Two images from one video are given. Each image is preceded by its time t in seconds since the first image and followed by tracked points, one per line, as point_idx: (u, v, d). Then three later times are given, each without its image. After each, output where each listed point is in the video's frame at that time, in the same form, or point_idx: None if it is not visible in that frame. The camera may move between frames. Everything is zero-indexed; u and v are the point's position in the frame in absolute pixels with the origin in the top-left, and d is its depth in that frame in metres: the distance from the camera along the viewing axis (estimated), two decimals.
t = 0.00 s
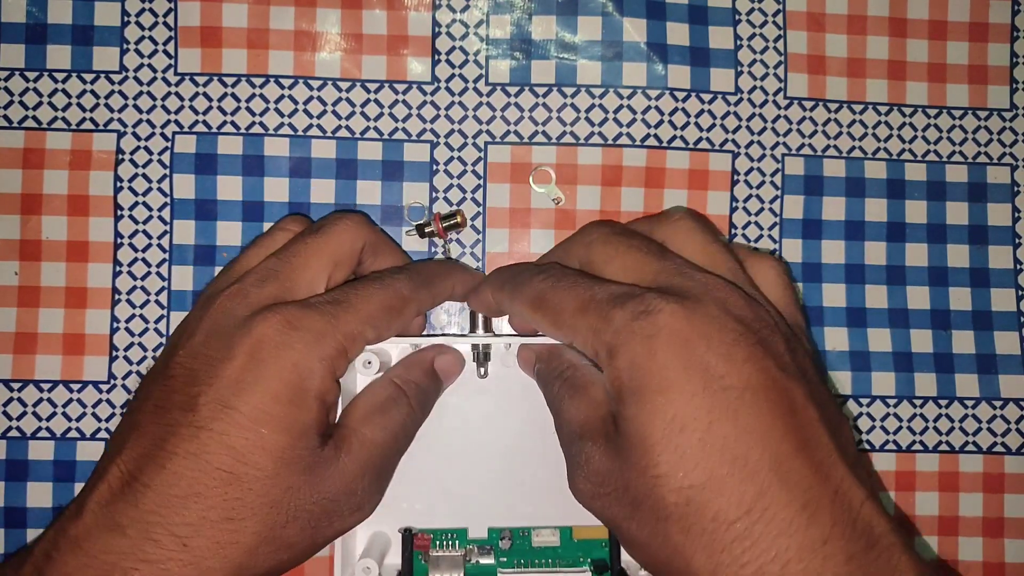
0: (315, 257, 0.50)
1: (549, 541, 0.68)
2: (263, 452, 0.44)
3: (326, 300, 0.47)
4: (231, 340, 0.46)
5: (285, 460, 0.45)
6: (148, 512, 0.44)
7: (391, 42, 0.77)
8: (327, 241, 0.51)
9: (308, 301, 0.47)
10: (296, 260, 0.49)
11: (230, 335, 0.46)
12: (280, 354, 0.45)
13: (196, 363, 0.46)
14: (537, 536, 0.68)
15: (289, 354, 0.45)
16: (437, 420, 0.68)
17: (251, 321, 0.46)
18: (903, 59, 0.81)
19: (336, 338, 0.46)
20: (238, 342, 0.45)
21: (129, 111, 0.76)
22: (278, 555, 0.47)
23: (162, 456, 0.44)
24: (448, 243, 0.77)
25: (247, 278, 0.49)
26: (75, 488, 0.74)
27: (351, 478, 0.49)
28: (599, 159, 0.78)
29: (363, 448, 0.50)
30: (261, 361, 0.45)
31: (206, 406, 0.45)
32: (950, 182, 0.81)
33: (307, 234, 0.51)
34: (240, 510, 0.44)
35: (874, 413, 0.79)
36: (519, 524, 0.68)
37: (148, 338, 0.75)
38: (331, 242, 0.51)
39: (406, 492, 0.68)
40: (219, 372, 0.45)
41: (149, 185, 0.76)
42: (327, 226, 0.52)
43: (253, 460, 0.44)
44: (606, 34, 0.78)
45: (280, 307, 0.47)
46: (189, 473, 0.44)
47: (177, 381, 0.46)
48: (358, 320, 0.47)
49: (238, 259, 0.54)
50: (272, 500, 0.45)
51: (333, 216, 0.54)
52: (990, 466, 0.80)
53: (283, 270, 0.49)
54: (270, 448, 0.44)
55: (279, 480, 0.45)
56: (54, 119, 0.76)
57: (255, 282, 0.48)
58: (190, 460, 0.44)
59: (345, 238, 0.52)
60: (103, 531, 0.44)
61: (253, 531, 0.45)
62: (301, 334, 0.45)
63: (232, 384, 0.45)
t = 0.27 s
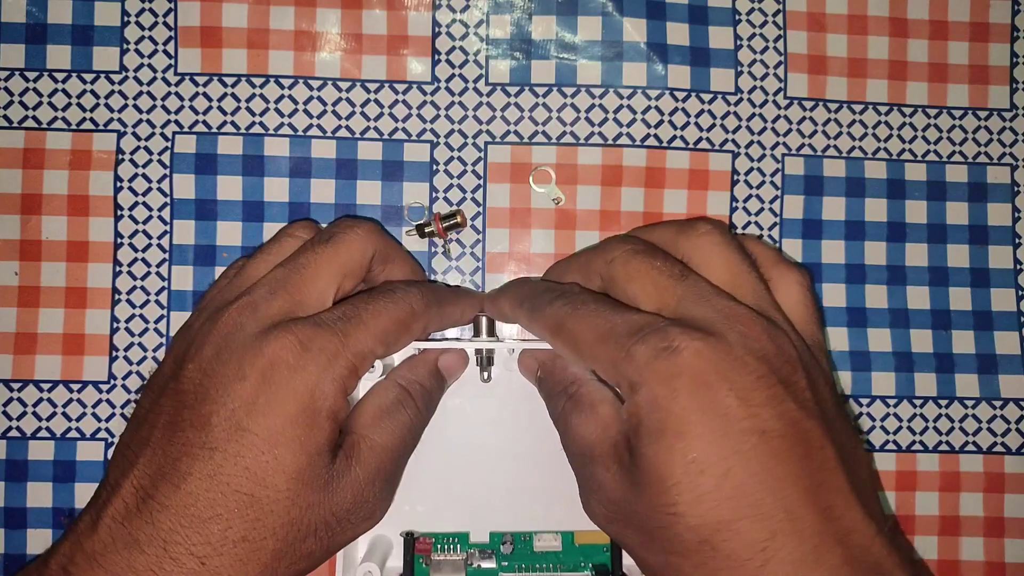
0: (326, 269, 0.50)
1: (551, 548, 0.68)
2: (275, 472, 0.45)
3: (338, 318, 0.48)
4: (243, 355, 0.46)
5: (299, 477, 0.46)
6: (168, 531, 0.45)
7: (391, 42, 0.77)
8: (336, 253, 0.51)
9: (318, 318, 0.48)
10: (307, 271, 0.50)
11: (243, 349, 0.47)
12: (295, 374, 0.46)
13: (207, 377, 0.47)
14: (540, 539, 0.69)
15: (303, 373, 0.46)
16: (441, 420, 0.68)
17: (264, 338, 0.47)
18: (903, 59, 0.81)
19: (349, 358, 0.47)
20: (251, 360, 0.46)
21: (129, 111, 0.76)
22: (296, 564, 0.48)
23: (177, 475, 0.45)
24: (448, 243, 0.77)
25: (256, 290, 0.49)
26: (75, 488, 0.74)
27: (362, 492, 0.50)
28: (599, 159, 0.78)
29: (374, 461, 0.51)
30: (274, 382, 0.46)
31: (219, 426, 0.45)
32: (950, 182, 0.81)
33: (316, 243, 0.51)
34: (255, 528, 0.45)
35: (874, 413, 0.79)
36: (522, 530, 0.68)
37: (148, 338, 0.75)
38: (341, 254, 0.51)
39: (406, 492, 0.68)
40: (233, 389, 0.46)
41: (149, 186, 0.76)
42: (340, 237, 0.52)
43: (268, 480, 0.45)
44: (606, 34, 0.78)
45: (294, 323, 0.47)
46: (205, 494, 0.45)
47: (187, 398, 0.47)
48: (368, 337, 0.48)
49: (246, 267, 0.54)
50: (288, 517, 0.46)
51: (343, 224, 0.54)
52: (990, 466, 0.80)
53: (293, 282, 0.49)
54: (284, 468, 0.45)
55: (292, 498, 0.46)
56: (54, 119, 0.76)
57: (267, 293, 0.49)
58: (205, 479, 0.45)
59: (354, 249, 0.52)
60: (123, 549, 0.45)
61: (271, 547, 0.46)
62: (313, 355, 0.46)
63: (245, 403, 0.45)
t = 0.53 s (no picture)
0: (325, 269, 0.50)
1: (554, 549, 0.68)
2: (276, 472, 0.45)
3: (339, 317, 0.48)
4: (244, 356, 0.47)
5: (299, 478, 0.46)
6: (168, 530, 0.45)
7: (391, 42, 0.77)
8: (336, 253, 0.51)
9: (318, 318, 0.48)
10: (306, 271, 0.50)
11: (242, 350, 0.47)
12: (295, 375, 0.46)
13: (207, 377, 0.47)
14: (539, 539, 0.68)
15: (303, 375, 0.46)
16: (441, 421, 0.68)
17: (264, 339, 0.47)
18: (903, 59, 0.81)
19: (350, 358, 0.47)
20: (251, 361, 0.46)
21: (129, 111, 0.76)
22: (295, 564, 0.48)
23: (177, 474, 0.46)
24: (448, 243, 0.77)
25: (254, 289, 0.49)
26: (74, 488, 0.74)
27: (362, 494, 0.50)
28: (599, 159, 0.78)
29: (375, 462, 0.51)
30: (274, 384, 0.46)
31: (220, 426, 0.46)
32: (950, 182, 0.81)
33: (315, 243, 0.51)
34: (255, 526, 0.46)
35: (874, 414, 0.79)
36: (526, 530, 0.69)
37: (148, 338, 0.75)
38: (340, 254, 0.51)
39: (406, 492, 0.68)
40: (233, 390, 0.46)
41: (148, 185, 0.76)
42: (339, 237, 0.52)
43: (267, 479, 0.45)
44: (606, 34, 0.78)
45: (293, 323, 0.47)
46: (206, 493, 0.45)
47: (187, 397, 0.47)
48: (369, 337, 0.48)
49: (244, 268, 0.54)
50: (287, 517, 0.46)
51: (341, 224, 0.54)
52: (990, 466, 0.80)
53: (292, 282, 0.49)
54: (284, 469, 0.46)
55: (292, 497, 0.46)
56: (54, 119, 0.76)
57: (265, 293, 0.49)
58: (205, 479, 0.45)
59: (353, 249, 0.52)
60: (123, 547, 0.45)
61: (271, 546, 0.47)
62: (314, 355, 0.47)
63: (246, 404, 0.46)
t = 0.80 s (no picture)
0: (319, 272, 0.51)
1: (553, 549, 0.68)
2: (270, 477, 0.46)
3: (325, 315, 0.48)
4: (238, 358, 0.47)
5: (293, 482, 0.46)
6: (162, 534, 0.45)
7: (391, 42, 0.77)
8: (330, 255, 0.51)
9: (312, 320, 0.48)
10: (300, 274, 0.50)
11: (236, 353, 0.47)
12: (289, 378, 0.46)
13: (202, 381, 0.47)
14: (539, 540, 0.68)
15: (297, 378, 0.46)
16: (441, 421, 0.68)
17: (258, 342, 0.47)
18: (904, 59, 0.81)
19: (338, 358, 0.47)
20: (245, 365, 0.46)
21: (129, 111, 0.76)
22: (289, 568, 0.48)
23: (172, 478, 0.46)
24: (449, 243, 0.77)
25: (247, 292, 0.49)
26: (74, 488, 0.74)
27: (357, 498, 0.50)
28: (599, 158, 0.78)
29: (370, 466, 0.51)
30: (269, 388, 0.46)
31: (214, 431, 0.46)
32: (950, 182, 0.81)
33: (309, 246, 0.52)
34: (249, 531, 0.46)
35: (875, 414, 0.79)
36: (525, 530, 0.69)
37: (148, 338, 0.75)
38: (334, 256, 0.51)
39: (405, 492, 0.68)
40: (227, 394, 0.46)
41: (148, 186, 0.76)
42: (334, 240, 0.52)
43: (261, 484, 0.46)
44: (606, 34, 0.78)
45: (287, 325, 0.48)
46: (200, 498, 0.45)
47: (182, 402, 0.47)
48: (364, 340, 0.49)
49: (240, 271, 0.55)
50: (281, 522, 0.47)
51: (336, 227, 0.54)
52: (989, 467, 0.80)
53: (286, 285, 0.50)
54: (277, 473, 0.46)
55: (286, 502, 0.46)
56: (54, 119, 0.76)
57: (259, 296, 0.49)
58: (199, 483, 0.45)
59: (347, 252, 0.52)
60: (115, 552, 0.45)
61: (264, 550, 0.47)
62: (308, 359, 0.47)
63: (240, 407, 0.46)
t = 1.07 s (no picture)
0: (324, 273, 0.50)
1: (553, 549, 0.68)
2: (270, 476, 0.46)
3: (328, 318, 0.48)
4: (241, 359, 0.47)
5: (293, 482, 0.46)
6: (161, 533, 0.45)
7: (391, 42, 0.77)
8: (335, 257, 0.51)
9: (316, 322, 0.48)
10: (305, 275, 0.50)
11: (239, 353, 0.47)
12: (291, 380, 0.46)
13: (203, 380, 0.47)
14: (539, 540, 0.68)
15: (298, 380, 0.46)
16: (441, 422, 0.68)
17: (260, 342, 0.47)
18: (904, 59, 0.81)
19: (345, 367, 0.47)
20: (246, 366, 0.46)
21: (129, 111, 0.76)
22: (289, 567, 0.48)
23: (172, 477, 0.46)
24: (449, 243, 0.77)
25: (253, 292, 0.49)
26: (74, 488, 0.74)
27: (356, 497, 0.50)
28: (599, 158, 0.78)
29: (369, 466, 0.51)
30: (270, 389, 0.46)
31: (214, 430, 0.46)
32: (950, 182, 0.81)
33: (315, 247, 0.51)
34: (249, 530, 0.46)
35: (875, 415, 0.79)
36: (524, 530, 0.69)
37: (148, 338, 0.75)
38: (339, 258, 0.51)
39: (405, 492, 0.68)
40: (228, 394, 0.46)
41: (148, 186, 0.76)
42: (340, 241, 0.52)
43: (262, 484, 0.45)
44: (606, 34, 0.78)
45: (290, 327, 0.47)
46: (200, 497, 0.45)
47: (183, 400, 0.47)
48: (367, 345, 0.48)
49: (246, 269, 0.55)
50: (281, 521, 0.46)
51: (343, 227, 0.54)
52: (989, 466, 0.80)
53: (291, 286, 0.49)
54: (277, 473, 0.46)
55: (286, 501, 0.46)
56: (54, 119, 0.76)
57: (263, 297, 0.49)
58: (199, 482, 0.45)
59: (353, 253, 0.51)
60: (116, 550, 0.46)
61: (264, 550, 0.47)
62: (309, 361, 0.46)
63: (241, 407, 0.46)
